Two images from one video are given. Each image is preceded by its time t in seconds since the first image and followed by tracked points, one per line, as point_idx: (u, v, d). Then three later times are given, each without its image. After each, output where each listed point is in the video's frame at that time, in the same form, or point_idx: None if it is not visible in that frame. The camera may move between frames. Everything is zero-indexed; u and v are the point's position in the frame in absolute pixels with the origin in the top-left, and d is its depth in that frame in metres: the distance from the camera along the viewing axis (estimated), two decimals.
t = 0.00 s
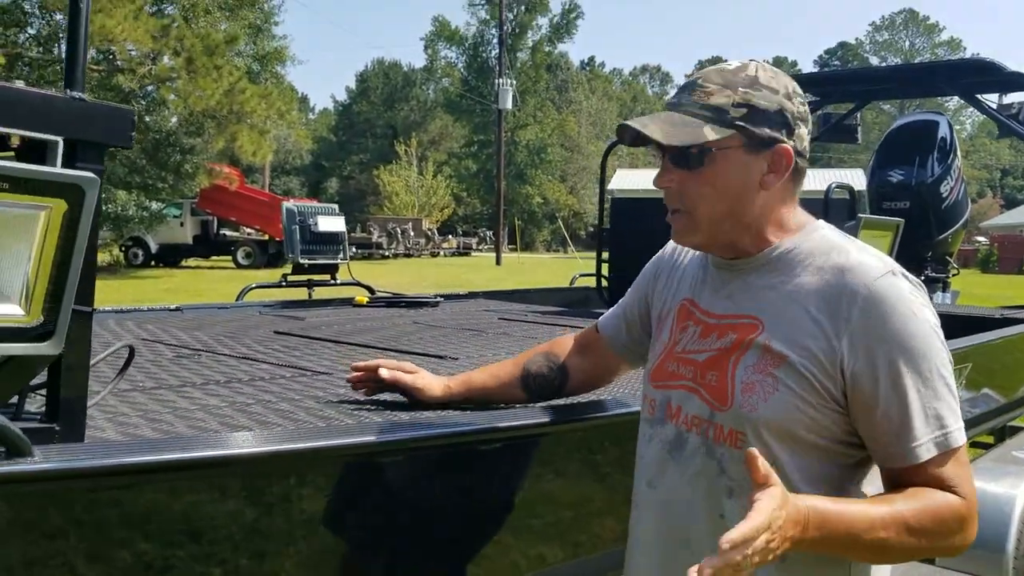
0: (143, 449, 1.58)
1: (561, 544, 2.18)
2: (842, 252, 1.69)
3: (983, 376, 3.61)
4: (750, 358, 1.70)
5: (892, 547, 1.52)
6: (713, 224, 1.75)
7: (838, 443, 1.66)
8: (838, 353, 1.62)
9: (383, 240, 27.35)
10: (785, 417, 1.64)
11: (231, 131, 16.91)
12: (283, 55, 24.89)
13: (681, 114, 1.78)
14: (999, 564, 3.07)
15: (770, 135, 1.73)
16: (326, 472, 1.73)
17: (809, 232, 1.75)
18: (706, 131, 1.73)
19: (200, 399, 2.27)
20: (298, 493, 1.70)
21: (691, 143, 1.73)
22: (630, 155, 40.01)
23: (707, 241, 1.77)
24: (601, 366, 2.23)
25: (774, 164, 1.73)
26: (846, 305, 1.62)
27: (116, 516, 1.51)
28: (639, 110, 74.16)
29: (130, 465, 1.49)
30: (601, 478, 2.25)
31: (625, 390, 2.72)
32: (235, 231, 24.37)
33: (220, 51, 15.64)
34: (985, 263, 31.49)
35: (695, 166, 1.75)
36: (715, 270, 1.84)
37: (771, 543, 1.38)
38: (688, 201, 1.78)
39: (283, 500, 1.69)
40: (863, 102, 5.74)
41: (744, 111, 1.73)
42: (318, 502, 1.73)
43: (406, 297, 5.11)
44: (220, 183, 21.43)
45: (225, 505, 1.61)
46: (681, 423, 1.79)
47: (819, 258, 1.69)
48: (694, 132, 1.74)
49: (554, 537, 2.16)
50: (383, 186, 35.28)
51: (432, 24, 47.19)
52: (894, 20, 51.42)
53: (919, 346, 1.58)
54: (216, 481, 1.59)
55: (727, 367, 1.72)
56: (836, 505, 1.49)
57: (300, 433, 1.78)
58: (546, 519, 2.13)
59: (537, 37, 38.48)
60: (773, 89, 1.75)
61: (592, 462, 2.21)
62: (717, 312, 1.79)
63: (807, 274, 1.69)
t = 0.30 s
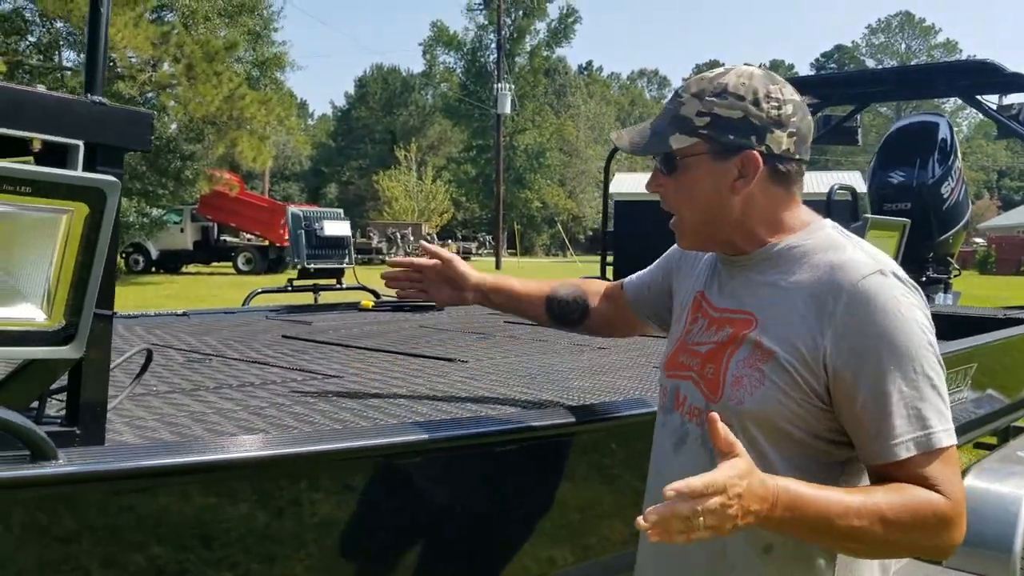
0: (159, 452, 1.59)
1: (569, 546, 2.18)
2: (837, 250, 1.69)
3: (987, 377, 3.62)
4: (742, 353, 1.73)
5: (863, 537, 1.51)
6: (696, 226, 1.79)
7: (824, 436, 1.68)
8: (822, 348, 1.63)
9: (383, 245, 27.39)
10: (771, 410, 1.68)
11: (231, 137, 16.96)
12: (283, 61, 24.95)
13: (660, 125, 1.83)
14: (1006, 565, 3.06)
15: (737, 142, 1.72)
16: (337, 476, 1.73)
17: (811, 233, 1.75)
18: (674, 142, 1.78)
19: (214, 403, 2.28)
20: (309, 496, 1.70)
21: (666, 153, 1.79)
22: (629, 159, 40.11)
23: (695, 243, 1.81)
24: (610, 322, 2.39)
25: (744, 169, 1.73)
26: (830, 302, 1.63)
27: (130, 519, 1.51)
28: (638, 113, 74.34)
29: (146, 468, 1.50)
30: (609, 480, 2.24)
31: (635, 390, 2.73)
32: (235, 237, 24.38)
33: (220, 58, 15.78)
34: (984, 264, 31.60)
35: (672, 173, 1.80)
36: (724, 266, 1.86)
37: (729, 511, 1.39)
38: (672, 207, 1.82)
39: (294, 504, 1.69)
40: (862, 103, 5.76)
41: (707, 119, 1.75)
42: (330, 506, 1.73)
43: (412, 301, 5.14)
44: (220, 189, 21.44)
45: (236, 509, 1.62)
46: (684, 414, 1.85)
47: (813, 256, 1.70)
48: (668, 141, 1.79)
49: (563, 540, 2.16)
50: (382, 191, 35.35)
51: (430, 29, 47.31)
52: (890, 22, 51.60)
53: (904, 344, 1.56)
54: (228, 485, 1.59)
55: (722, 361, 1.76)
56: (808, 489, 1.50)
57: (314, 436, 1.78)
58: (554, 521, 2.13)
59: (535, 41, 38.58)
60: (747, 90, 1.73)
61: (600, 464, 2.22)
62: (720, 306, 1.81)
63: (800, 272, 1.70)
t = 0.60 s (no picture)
0: (152, 456, 1.58)
1: (563, 547, 2.16)
2: (803, 249, 1.73)
3: (974, 373, 3.65)
4: (713, 348, 1.78)
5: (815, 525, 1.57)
6: (668, 224, 1.82)
7: (788, 427, 1.75)
8: (785, 344, 1.68)
9: (369, 248, 27.32)
10: (739, 403, 1.74)
11: (216, 141, 16.93)
12: (267, 64, 24.88)
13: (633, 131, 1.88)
14: (995, 560, 3.08)
15: (700, 146, 1.75)
16: (330, 478, 1.72)
17: (781, 232, 1.79)
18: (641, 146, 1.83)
19: (205, 407, 2.27)
20: (301, 501, 1.69)
21: (639, 157, 1.84)
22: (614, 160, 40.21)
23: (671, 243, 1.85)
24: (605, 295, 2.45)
25: (707, 172, 1.76)
26: (791, 300, 1.68)
27: (122, 525, 1.50)
28: (622, 115, 74.61)
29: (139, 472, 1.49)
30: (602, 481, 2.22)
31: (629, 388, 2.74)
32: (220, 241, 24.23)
33: (203, 60, 15.91)
34: (967, 262, 31.89)
35: (645, 176, 1.84)
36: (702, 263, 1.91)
37: (677, 495, 1.46)
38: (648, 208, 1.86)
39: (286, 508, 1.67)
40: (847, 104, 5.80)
41: (670, 125, 1.79)
42: (323, 510, 1.72)
43: (401, 303, 5.13)
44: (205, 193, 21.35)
45: (229, 513, 1.61)
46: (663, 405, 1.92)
47: (781, 254, 1.75)
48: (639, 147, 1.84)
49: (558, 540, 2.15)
50: (368, 194, 35.31)
51: (414, 32, 47.29)
52: (872, 23, 51.94)
53: (862, 340, 1.61)
54: (219, 489, 1.59)
55: (695, 356, 1.82)
56: (760, 476, 1.56)
57: (308, 438, 1.77)
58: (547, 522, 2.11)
59: (520, 44, 38.62)
60: (709, 96, 1.77)
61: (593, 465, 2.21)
62: (696, 301, 1.87)
63: (767, 269, 1.75)
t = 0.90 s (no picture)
0: (111, 489, 1.55)
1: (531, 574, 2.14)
2: (744, 265, 1.78)
3: (932, 397, 3.71)
4: (663, 364, 1.83)
5: (753, 527, 1.60)
6: (624, 245, 1.88)
7: (735, 439, 1.78)
8: (726, 356, 1.72)
9: (333, 277, 27.22)
10: (685, 415, 1.78)
11: (177, 170, 16.82)
12: (230, 93, 24.80)
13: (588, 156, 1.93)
14: None
15: (651, 171, 1.81)
16: (293, 511, 1.69)
17: (726, 249, 1.85)
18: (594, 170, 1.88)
19: (167, 438, 2.24)
20: (263, 534, 1.66)
21: (595, 180, 1.89)
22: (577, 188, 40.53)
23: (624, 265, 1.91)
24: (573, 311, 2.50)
25: (659, 196, 1.82)
26: (730, 311, 1.73)
27: (77, 563, 1.47)
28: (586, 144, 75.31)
29: (94, 507, 1.47)
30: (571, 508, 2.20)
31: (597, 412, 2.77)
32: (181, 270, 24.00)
33: (164, 90, 15.80)
34: (923, 288, 32.56)
35: (601, 201, 1.90)
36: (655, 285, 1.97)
37: (611, 493, 1.50)
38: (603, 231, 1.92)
39: (248, 542, 1.65)
40: (805, 134, 5.90)
41: (624, 151, 1.85)
42: (286, 542, 1.69)
43: (365, 331, 5.11)
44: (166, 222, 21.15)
45: (187, 547, 1.58)
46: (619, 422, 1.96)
47: (723, 270, 1.80)
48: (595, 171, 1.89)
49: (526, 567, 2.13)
50: (332, 223, 35.21)
51: (378, 61, 47.43)
52: (829, 54, 53.00)
53: (798, 349, 1.65)
54: (177, 522, 1.56)
55: (646, 371, 1.87)
56: (698, 479, 1.60)
57: (271, 470, 1.75)
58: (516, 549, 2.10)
59: (484, 73, 38.90)
60: (661, 123, 1.83)
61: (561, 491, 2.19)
62: (648, 320, 1.92)
63: (709, 284, 1.81)
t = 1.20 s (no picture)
0: (101, 487, 1.55)
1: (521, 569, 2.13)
2: (737, 264, 1.78)
3: (922, 392, 3.73)
4: (655, 359, 1.84)
5: (732, 527, 1.60)
6: (624, 238, 1.89)
7: (725, 436, 1.79)
8: (716, 354, 1.72)
9: (324, 274, 27.19)
10: (675, 411, 1.79)
11: (167, 166, 16.75)
12: (219, 89, 24.71)
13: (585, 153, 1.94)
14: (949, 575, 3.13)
15: (656, 165, 1.82)
16: (287, 508, 1.69)
17: (721, 249, 1.85)
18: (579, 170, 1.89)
19: (158, 436, 2.23)
20: (256, 531, 1.66)
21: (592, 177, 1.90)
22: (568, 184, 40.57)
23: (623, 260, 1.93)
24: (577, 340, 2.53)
25: (662, 190, 1.83)
26: (721, 309, 1.73)
27: (67, 561, 1.47)
28: (576, 140, 75.38)
29: (85, 505, 1.46)
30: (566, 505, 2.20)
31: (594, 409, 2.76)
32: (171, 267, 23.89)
33: (153, 86, 15.73)
34: (912, 283, 32.76)
35: (601, 194, 1.91)
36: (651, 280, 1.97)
37: (592, 489, 1.51)
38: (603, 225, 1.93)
39: (240, 538, 1.64)
40: (795, 129, 5.91)
41: (628, 144, 1.85)
42: (279, 538, 1.68)
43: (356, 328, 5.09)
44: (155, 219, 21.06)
45: (178, 544, 1.57)
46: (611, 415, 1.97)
47: (717, 269, 1.80)
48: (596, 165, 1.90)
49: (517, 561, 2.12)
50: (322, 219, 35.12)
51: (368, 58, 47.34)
52: (817, 50, 53.15)
53: (787, 350, 1.65)
54: (168, 520, 1.55)
55: (639, 365, 1.87)
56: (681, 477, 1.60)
57: (263, 467, 1.75)
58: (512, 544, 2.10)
59: (474, 69, 38.89)
60: (665, 118, 1.84)
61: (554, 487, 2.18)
62: (643, 316, 1.93)
63: (702, 283, 1.81)
